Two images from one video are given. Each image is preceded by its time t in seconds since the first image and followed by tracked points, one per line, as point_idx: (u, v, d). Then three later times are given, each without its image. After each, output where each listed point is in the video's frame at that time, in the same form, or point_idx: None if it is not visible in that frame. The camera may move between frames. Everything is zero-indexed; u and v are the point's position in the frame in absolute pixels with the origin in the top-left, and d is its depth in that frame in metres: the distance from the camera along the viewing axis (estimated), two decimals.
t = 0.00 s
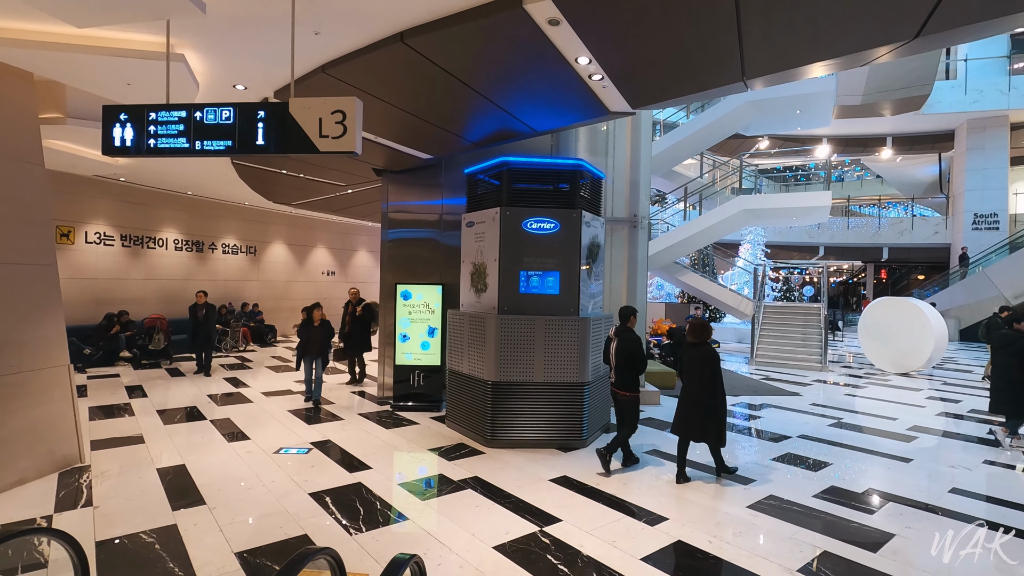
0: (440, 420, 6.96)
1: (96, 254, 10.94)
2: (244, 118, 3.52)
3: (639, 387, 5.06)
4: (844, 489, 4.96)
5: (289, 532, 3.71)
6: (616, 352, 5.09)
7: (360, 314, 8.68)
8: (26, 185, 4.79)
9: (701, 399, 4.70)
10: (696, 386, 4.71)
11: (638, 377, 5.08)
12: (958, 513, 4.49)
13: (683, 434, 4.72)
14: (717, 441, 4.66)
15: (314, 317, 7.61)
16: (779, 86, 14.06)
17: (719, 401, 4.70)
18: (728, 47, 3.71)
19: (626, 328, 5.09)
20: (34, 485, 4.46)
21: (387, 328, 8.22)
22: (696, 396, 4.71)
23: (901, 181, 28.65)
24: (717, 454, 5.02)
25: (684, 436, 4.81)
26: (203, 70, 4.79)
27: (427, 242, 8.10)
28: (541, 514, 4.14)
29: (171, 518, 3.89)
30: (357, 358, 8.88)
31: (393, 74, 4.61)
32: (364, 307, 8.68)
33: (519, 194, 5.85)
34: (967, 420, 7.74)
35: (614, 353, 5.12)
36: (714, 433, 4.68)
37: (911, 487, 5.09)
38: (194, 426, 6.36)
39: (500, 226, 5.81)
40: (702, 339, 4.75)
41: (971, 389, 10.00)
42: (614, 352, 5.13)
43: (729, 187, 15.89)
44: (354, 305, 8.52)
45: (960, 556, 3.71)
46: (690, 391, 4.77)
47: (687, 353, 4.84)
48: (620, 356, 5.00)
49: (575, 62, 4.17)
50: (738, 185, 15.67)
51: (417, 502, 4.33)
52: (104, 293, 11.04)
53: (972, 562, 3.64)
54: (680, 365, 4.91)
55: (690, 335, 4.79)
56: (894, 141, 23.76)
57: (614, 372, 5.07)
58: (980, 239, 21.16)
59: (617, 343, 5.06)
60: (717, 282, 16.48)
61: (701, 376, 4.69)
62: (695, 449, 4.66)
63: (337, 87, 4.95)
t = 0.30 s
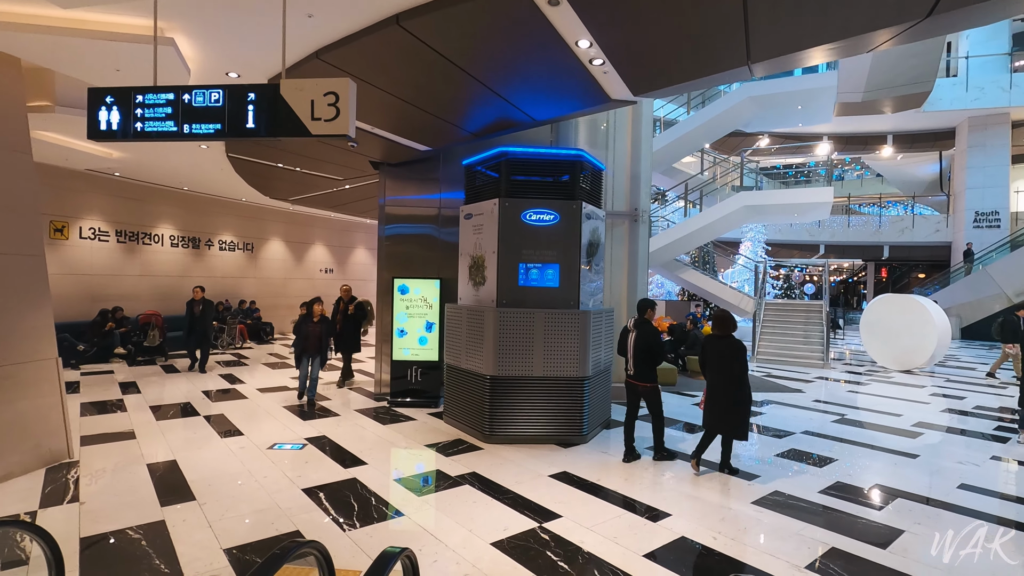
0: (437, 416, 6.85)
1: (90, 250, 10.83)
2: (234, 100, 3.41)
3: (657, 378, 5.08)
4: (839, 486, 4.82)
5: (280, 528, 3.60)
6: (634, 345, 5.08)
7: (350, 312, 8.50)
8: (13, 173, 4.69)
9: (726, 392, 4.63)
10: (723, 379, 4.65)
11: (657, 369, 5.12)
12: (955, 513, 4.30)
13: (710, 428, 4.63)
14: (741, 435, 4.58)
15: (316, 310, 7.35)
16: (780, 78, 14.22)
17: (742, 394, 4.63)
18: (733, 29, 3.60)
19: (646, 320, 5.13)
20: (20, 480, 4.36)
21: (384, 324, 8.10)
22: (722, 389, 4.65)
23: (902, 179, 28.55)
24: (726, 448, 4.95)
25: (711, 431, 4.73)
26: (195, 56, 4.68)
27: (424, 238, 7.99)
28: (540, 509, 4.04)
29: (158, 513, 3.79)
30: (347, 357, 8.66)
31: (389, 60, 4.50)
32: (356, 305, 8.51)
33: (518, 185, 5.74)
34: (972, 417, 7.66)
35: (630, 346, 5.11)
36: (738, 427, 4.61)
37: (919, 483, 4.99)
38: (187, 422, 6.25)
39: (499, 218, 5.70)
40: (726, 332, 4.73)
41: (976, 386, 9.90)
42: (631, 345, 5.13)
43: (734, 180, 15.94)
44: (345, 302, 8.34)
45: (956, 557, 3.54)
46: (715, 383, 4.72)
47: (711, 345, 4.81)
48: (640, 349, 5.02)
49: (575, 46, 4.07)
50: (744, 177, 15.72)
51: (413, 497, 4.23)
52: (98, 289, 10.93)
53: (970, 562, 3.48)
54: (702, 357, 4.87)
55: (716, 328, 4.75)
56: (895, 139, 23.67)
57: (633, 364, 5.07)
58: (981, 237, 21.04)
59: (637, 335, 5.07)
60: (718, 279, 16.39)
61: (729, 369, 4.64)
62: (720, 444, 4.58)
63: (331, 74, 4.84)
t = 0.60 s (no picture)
0: (435, 412, 6.74)
1: (86, 246, 10.72)
2: (224, 82, 3.31)
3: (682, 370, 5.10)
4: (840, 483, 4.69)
5: (272, 525, 3.49)
6: (659, 339, 5.09)
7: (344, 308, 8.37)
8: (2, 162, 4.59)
9: (752, 385, 4.65)
10: (747, 373, 4.64)
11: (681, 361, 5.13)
12: (957, 513, 4.11)
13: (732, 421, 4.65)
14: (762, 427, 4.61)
15: (314, 308, 6.99)
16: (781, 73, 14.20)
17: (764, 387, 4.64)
18: (739, 9, 3.48)
19: (669, 313, 5.13)
20: (6, 476, 4.25)
21: (382, 319, 8.00)
22: (745, 382, 4.66)
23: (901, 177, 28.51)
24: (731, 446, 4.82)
25: (731, 423, 4.77)
26: (186, 42, 4.57)
27: (422, 232, 7.88)
28: (540, 506, 3.93)
29: (147, 510, 3.68)
30: (341, 355, 8.52)
31: (385, 46, 4.38)
32: (350, 301, 8.36)
33: (518, 176, 5.63)
34: (978, 414, 7.55)
35: (655, 340, 5.13)
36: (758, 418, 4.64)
37: (927, 479, 4.89)
38: (180, 418, 6.14)
39: (498, 210, 5.59)
40: (749, 325, 4.68)
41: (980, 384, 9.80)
42: (656, 338, 5.14)
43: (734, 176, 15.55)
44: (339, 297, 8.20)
45: (957, 558, 3.38)
46: (737, 376, 4.71)
47: (732, 338, 4.76)
48: (666, 343, 5.03)
49: (576, 29, 3.95)
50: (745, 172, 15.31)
51: (410, 494, 4.12)
52: (94, 285, 10.81)
53: (972, 564, 3.31)
54: (722, 350, 4.83)
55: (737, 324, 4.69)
56: (896, 138, 23.64)
57: (658, 357, 5.07)
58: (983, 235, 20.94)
59: (662, 328, 5.08)
60: (719, 277, 16.28)
61: (754, 363, 4.62)
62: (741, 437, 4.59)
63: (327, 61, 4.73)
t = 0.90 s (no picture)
0: (433, 409, 6.63)
1: (81, 242, 10.61)
2: (214, 63, 3.20)
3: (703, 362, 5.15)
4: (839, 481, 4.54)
5: (262, 521, 3.38)
6: (680, 330, 5.17)
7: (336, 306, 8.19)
8: None
9: (770, 379, 4.57)
10: (768, 366, 4.59)
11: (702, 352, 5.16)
12: (956, 514, 3.92)
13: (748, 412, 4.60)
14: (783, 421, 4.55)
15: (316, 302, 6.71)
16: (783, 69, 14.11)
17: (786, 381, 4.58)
18: None
19: (690, 304, 5.18)
20: None
21: (379, 315, 7.89)
22: (767, 374, 4.60)
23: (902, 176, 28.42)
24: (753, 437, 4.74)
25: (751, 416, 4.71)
26: (178, 28, 4.47)
27: (420, 227, 7.77)
28: (540, 502, 3.82)
29: (134, 506, 3.57)
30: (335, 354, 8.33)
31: (381, 32, 4.28)
32: (342, 299, 8.23)
33: (518, 167, 5.52)
34: (985, 411, 7.45)
35: (676, 332, 5.22)
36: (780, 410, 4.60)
37: (937, 475, 4.79)
38: (173, 414, 6.03)
39: (497, 201, 5.48)
40: (771, 317, 4.61)
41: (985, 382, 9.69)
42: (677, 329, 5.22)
43: (734, 174, 15.48)
44: (331, 295, 8.02)
45: (957, 560, 3.20)
46: (760, 369, 4.64)
47: (753, 330, 4.71)
48: (686, 333, 5.10)
49: (578, 12, 3.82)
50: (745, 170, 15.28)
51: (406, 490, 4.01)
52: (89, 282, 10.70)
53: (969, 564, 3.15)
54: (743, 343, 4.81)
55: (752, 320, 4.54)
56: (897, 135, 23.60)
57: (678, 347, 5.17)
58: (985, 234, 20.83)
59: (683, 319, 5.16)
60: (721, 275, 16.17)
61: (774, 355, 4.55)
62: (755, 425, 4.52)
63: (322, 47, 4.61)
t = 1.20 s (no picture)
0: (431, 404, 6.52)
1: (75, 236, 10.49)
2: (202, 42, 3.10)
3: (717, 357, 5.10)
4: (838, 476, 4.43)
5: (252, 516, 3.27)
6: (695, 325, 5.11)
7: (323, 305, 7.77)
8: None
9: (792, 371, 4.59)
10: (787, 358, 4.61)
11: (717, 347, 5.12)
12: (955, 512, 3.79)
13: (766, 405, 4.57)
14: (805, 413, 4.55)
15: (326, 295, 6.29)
16: (784, 65, 14.01)
17: (807, 375, 4.59)
18: None
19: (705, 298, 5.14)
20: None
21: (376, 309, 7.77)
22: (787, 367, 4.60)
23: (901, 175, 28.40)
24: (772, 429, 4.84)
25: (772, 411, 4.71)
26: (168, 11, 4.37)
27: (418, 220, 7.65)
28: (539, 497, 3.71)
29: (120, 501, 3.46)
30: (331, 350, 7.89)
31: (377, 18, 4.16)
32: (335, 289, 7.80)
33: (518, 157, 5.41)
34: (990, 408, 7.36)
35: (691, 326, 5.16)
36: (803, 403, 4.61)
37: (945, 471, 4.69)
38: (165, 409, 5.92)
39: (496, 191, 5.37)
40: (788, 309, 4.64)
41: (989, 379, 9.61)
42: (692, 324, 5.17)
43: (734, 172, 15.22)
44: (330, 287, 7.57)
45: (955, 560, 3.07)
46: (778, 361, 4.66)
47: (770, 322, 4.75)
48: (702, 327, 5.06)
49: None
50: (745, 168, 15.08)
51: (402, 485, 3.89)
52: (82, 277, 10.58)
53: (967, 564, 3.02)
54: (761, 337, 4.81)
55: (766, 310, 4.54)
56: (898, 135, 23.66)
57: (693, 341, 5.11)
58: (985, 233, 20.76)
59: (697, 313, 5.11)
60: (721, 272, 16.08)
61: (792, 347, 4.58)
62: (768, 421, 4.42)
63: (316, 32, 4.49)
